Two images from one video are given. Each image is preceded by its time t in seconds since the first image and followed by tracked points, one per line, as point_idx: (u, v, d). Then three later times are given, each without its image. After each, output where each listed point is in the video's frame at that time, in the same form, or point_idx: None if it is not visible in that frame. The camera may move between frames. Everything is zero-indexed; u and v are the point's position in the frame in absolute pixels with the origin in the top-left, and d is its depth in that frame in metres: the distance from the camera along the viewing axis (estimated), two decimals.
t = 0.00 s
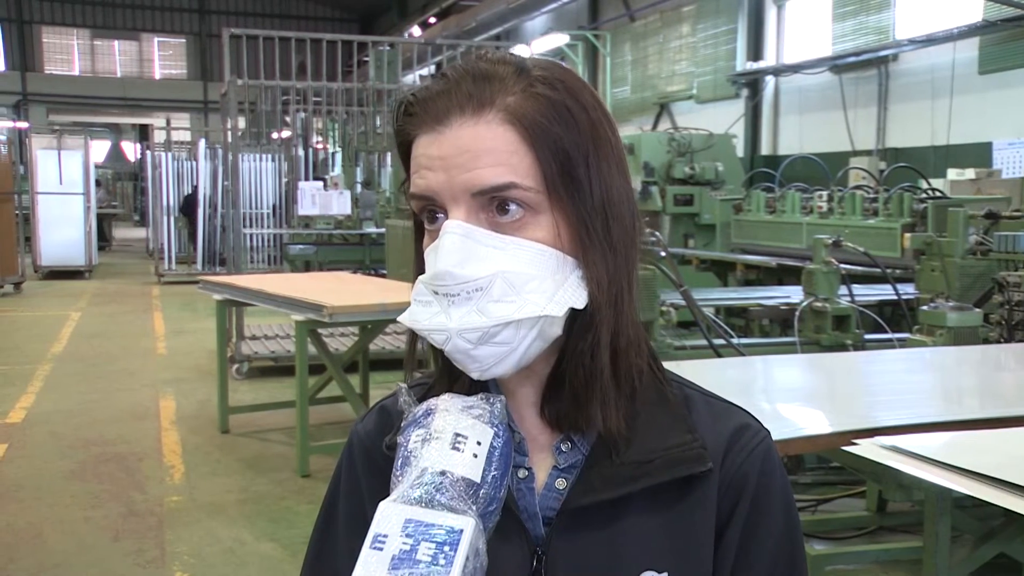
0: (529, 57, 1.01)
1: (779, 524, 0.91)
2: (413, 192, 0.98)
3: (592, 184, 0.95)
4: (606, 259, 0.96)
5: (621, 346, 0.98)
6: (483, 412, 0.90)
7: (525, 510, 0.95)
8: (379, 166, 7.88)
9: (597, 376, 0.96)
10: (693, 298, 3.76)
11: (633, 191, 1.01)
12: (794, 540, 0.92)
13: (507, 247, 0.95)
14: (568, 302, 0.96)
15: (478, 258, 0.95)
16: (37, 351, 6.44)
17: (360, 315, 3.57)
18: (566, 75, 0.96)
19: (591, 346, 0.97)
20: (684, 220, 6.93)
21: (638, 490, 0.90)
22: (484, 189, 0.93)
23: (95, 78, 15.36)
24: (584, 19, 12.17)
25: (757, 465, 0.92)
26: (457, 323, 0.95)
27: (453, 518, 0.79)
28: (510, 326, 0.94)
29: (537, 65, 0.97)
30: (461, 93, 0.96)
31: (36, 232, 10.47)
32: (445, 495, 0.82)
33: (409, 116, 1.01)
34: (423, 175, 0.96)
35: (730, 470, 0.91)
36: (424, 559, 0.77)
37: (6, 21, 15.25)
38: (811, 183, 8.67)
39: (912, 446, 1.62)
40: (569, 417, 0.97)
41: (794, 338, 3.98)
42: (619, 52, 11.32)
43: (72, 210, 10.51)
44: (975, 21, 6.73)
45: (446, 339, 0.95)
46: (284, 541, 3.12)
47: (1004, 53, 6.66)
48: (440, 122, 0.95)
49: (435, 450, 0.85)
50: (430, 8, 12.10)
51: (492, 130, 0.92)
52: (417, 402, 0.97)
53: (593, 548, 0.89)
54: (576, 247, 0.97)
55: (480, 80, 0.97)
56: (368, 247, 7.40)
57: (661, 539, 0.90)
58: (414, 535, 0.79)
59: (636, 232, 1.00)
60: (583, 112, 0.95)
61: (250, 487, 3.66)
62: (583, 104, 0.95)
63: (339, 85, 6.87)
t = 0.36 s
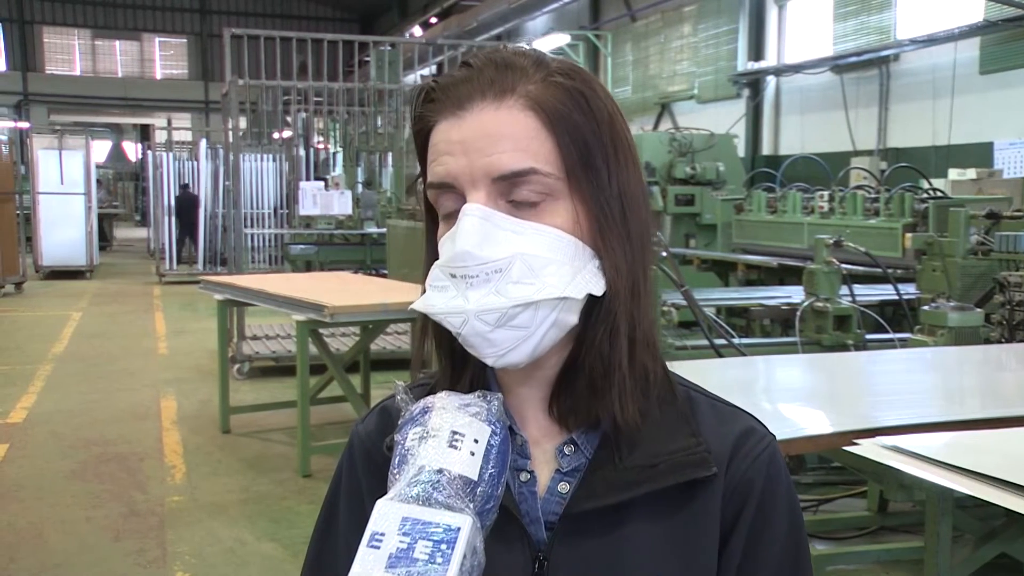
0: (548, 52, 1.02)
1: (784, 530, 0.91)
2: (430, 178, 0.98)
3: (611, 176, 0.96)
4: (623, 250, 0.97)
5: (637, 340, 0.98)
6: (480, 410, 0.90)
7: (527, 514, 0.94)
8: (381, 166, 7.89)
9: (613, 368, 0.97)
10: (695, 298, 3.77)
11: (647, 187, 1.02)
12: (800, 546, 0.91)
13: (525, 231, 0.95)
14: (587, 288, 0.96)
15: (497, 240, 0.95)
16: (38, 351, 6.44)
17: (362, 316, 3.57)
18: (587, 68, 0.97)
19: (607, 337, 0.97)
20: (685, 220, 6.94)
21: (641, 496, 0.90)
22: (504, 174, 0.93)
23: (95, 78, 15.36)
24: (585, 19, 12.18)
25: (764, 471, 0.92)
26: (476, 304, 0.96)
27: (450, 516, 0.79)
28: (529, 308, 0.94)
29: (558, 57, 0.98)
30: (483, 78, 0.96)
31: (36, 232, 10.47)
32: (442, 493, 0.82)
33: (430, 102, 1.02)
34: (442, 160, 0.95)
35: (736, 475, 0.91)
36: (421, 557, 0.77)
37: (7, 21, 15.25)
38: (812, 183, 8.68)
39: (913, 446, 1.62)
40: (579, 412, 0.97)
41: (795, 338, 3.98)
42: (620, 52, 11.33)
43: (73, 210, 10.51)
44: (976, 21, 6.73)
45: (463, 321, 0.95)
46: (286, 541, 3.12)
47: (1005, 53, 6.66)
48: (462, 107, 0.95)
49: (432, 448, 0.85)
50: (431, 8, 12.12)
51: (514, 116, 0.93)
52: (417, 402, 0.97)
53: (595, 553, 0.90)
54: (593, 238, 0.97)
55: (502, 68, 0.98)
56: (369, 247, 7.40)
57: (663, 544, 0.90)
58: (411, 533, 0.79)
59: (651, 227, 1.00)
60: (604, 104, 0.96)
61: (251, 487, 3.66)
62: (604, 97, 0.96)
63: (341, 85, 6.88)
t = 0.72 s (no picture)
0: (550, 51, 1.03)
1: (787, 533, 0.91)
2: (431, 175, 0.98)
3: (614, 174, 0.96)
4: (627, 249, 0.97)
5: (641, 341, 0.99)
6: (483, 409, 0.90)
7: (528, 519, 0.94)
8: (381, 166, 7.89)
9: (617, 368, 0.97)
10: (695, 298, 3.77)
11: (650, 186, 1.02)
12: (803, 550, 0.91)
13: (527, 230, 0.95)
14: (589, 287, 0.95)
15: (498, 239, 0.95)
16: (39, 351, 6.45)
17: (363, 316, 3.57)
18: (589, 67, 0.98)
19: (611, 338, 0.98)
20: (686, 220, 6.94)
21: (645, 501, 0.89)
22: (506, 170, 0.93)
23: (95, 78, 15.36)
24: (586, 19, 12.18)
25: (767, 475, 0.92)
26: (476, 303, 0.95)
27: (452, 515, 0.79)
28: (531, 307, 0.94)
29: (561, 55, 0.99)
30: (485, 77, 0.97)
31: (37, 232, 10.47)
32: (445, 491, 0.82)
33: (431, 101, 1.02)
34: (444, 157, 0.96)
35: (739, 480, 0.91)
36: (424, 556, 0.77)
37: (6, 21, 15.25)
38: (812, 183, 8.68)
39: (913, 446, 1.62)
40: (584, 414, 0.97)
41: (795, 338, 3.99)
42: (620, 52, 11.34)
43: (73, 210, 10.51)
44: (977, 21, 6.73)
45: (464, 319, 0.95)
46: (286, 541, 3.12)
47: (1005, 53, 6.67)
48: (464, 105, 0.95)
49: (434, 446, 0.85)
50: (431, 8, 12.12)
51: (516, 113, 0.93)
52: (419, 401, 0.97)
53: (597, 559, 0.90)
54: (596, 237, 0.97)
55: (504, 66, 0.98)
56: (369, 247, 7.41)
57: (667, 552, 0.90)
58: (414, 532, 0.79)
59: (654, 227, 1.01)
60: (607, 103, 0.97)
61: (251, 487, 3.66)
62: (608, 95, 0.97)
63: (341, 85, 6.87)
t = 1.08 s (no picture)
0: (537, 56, 1.02)
1: (790, 533, 0.91)
2: (421, 197, 0.97)
3: (606, 184, 0.96)
4: (621, 261, 0.98)
5: (637, 350, 0.99)
6: (489, 412, 0.90)
7: (528, 522, 0.95)
8: (381, 166, 7.88)
9: (614, 382, 0.97)
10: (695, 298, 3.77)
11: (644, 191, 1.02)
12: (805, 550, 0.92)
13: (521, 250, 0.95)
14: (585, 306, 0.96)
15: (493, 263, 0.95)
16: (39, 351, 6.45)
17: (364, 316, 3.57)
18: (575, 74, 0.97)
19: (608, 350, 0.98)
20: (686, 220, 6.95)
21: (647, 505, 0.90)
22: (497, 193, 0.93)
23: (95, 78, 15.35)
24: (586, 19, 12.20)
25: (769, 477, 0.92)
26: (473, 333, 0.95)
27: (458, 520, 0.79)
28: (528, 334, 0.94)
29: (547, 62, 0.98)
30: (471, 94, 0.96)
31: (37, 232, 10.47)
32: (451, 496, 0.82)
33: (416, 118, 1.01)
34: (432, 179, 0.95)
35: (740, 484, 0.91)
36: (429, 560, 0.77)
37: (7, 21, 15.24)
38: (812, 183, 8.68)
39: (913, 446, 1.62)
40: (583, 423, 0.97)
41: (795, 338, 3.99)
42: (620, 52, 11.34)
43: (74, 210, 10.52)
44: (976, 22, 6.73)
45: (464, 350, 0.95)
46: (286, 541, 3.12)
47: (1004, 54, 6.67)
48: (449, 124, 0.95)
49: (440, 450, 0.85)
50: (431, 8, 12.13)
51: (504, 132, 0.92)
52: (423, 406, 0.97)
53: (598, 566, 0.90)
54: (591, 250, 0.97)
55: (490, 80, 0.97)
56: (369, 247, 7.41)
57: (669, 555, 0.90)
58: (420, 537, 0.79)
59: (648, 233, 1.01)
60: (596, 112, 0.96)
61: (252, 487, 3.66)
62: (596, 103, 0.96)
63: (341, 85, 6.87)
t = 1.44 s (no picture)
0: (532, 55, 1.01)
1: (789, 534, 0.91)
2: (414, 199, 0.98)
3: (599, 185, 0.95)
4: (615, 264, 0.97)
5: (631, 352, 0.99)
6: (486, 409, 0.90)
7: (525, 523, 0.95)
8: (380, 166, 7.87)
9: (607, 384, 0.97)
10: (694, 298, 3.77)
11: (640, 191, 1.01)
12: (805, 552, 0.92)
13: (511, 253, 0.95)
14: (576, 309, 0.96)
15: (483, 265, 0.95)
16: (39, 351, 6.44)
17: (364, 316, 3.57)
18: (569, 74, 0.96)
19: (600, 353, 0.97)
20: (686, 220, 6.95)
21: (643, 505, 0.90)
22: (488, 195, 0.93)
23: (94, 78, 15.33)
24: (585, 19, 12.21)
25: (768, 477, 0.92)
26: (460, 334, 0.95)
27: (456, 517, 0.79)
28: (515, 336, 0.94)
29: (540, 63, 0.97)
30: (462, 94, 0.96)
31: (36, 232, 10.47)
32: (449, 494, 0.82)
33: (408, 118, 1.01)
34: (424, 181, 0.96)
35: (737, 485, 0.91)
36: (427, 559, 0.77)
37: (6, 22, 15.24)
38: (811, 182, 8.68)
39: (913, 446, 1.62)
40: (577, 425, 0.97)
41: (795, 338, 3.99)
42: (620, 52, 11.33)
43: (74, 210, 10.51)
44: (976, 22, 6.73)
45: (450, 349, 0.96)
46: (286, 542, 3.12)
47: (1004, 54, 6.67)
48: (441, 125, 0.95)
49: (438, 448, 0.85)
50: (431, 8, 12.13)
51: (494, 133, 0.92)
52: (421, 402, 0.97)
53: (594, 567, 0.90)
54: (584, 253, 0.97)
55: (482, 80, 0.97)
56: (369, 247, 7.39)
57: (665, 556, 0.90)
58: (417, 534, 0.79)
59: (643, 235, 1.00)
60: (589, 113, 0.95)
61: (252, 487, 3.66)
62: (590, 103, 0.95)
63: (341, 85, 6.87)
